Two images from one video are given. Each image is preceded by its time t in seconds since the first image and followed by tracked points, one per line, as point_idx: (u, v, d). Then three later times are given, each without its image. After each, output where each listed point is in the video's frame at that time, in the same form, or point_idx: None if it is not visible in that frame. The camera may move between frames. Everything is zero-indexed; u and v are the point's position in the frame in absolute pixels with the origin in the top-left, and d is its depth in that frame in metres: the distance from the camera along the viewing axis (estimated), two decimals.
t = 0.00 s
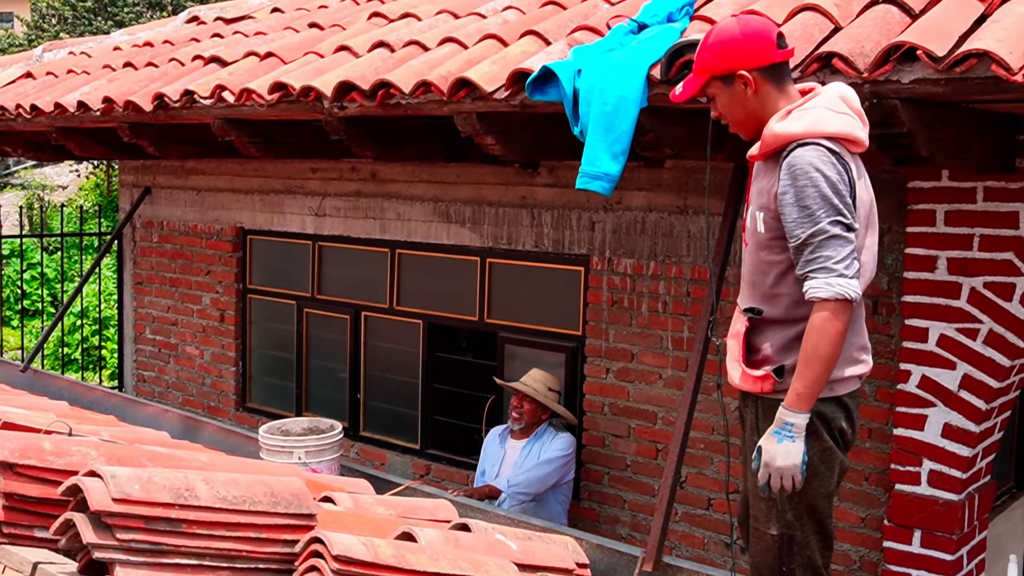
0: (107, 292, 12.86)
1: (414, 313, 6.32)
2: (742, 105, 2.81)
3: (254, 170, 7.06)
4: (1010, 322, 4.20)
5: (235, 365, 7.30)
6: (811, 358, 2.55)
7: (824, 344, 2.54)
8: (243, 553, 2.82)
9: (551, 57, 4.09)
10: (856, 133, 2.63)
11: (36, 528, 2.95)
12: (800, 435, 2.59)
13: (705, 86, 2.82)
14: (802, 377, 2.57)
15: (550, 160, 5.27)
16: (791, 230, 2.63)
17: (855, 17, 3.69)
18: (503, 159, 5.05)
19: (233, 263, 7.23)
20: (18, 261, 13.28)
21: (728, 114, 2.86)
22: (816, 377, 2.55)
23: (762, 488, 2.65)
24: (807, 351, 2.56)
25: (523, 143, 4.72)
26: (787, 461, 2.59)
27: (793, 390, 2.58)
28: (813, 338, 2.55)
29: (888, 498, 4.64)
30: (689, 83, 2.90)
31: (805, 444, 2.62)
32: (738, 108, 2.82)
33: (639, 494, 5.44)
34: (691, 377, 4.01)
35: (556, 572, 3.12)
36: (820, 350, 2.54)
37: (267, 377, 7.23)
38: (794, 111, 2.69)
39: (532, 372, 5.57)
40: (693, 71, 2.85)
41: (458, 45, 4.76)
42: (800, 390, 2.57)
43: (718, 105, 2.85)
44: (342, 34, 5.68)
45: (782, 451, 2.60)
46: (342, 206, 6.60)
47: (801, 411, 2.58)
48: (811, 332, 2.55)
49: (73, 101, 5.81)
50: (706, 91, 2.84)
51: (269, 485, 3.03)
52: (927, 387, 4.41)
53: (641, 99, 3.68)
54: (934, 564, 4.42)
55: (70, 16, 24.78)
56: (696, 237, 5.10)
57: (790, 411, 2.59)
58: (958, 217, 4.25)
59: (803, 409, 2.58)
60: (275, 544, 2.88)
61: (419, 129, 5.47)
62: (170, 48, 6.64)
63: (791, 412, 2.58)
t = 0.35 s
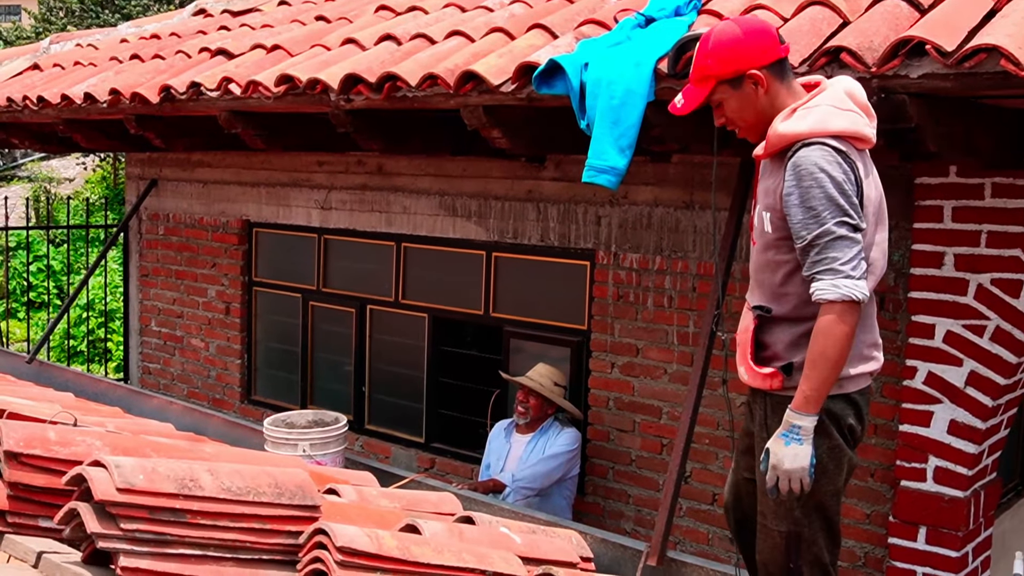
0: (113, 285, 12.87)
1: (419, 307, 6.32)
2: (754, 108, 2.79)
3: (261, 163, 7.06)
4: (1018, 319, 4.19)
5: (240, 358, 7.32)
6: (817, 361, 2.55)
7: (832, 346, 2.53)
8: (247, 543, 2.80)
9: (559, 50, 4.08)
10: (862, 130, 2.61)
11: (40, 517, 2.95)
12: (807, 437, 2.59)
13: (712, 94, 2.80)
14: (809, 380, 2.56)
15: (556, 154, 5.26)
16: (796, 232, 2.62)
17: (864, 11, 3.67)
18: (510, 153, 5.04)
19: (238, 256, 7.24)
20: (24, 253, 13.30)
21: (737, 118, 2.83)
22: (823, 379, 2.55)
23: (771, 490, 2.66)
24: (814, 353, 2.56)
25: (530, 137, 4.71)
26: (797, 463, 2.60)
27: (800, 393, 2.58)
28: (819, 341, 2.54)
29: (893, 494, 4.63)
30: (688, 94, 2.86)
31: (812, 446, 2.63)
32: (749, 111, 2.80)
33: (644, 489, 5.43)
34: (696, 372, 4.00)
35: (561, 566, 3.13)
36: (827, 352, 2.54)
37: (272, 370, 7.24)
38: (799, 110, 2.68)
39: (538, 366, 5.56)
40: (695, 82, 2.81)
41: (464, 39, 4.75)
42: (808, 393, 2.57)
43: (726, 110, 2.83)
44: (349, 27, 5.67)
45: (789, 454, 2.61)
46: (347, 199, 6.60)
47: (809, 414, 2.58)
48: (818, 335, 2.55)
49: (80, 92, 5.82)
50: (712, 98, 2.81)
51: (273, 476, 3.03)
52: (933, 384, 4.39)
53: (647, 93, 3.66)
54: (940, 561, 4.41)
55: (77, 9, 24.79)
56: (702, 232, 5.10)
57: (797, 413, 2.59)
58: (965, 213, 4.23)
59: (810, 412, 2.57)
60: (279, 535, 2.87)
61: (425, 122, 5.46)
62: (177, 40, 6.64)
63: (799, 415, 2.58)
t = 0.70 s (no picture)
0: (116, 275, 12.87)
1: (421, 298, 6.32)
2: (755, 103, 2.80)
3: (263, 153, 7.05)
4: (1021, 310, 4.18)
5: (243, 348, 7.32)
6: (825, 348, 2.53)
7: (841, 334, 2.52)
8: (248, 532, 2.80)
9: (561, 40, 4.07)
10: (858, 115, 2.60)
11: (42, 505, 2.95)
12: (814, 425, 2.58)
13: (713, 92, 2.78)
14: (816, 367, 2.55)
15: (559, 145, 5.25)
16: (798, 221, 2.61)
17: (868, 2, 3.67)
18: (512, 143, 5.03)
19: (241, 247, 7.24)
20: (27, 244, 13.31)
21: (737, 115, 2.83)
22: (831, 367, 2.54)
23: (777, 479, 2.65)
24: (822, 341, 2.54)
25: (533, 127, 4.70)
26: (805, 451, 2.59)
27: (807, 380, 2.57)
28: (826, 328, 2.53)
29: (895, 486, 4.63)
30: (683, 97, 2.82)
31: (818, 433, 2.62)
32: (750, 106, 2.81)
33: (645, 480, 5.43)
34: (698, 363, 3.99)
35: (563, 556, 3.11)
36: (837, 339, 2.52)
37: (275, 361, 7.24)
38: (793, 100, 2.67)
39: (542, 358, 5.57)
40: (693, 83, 2.78)
41: (467, 29, 4.74)
42: (815, 380, 2.55)
43: (726, 108, 2.81)
44: (352, 17, 5.66)
45: (796, 442, 2.60)
46: (349, 189, 6.59)
47: (816, 401, 2.57)
48: (826, 322, 2.53)
49: (83, 82, 5.81)
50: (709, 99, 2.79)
51: (275, 466, 3.03)
52: (936, 376, 4.38)
53: (650, 83, 3.65)
54: (941, 553, 4.41)
55: None
56: (705, 222, 5.09)
57: (804, 401, 2.58)
58: (969, 204, 4.22)
59: (818, 399, 2.57)
60: (280, 524, 2.86)
61: (428, 112, 5.45)
62: (179, 30, 6.63)
63: (806, 402, 2.57)
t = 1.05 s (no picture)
0: (113, 269, 12.86)
1: (418, 288, 6.31)
2: (723, 100, 2.81)
3: (259, 145, 7.03)
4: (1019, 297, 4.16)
5: (240, 341, 7.31)
6: (835, 322, 2.53)
7: (850, 305, 2.51)
8: (245, 523, 2.80)
9: (556, 29, 4.05)
10: (826, 92, 2.61)
11: (38, 498, 2.95)
12: (831, 399, 2.57)
13: (682, 91, 2.75)
14: (827, 342, 2.54)
15: (555, 133, 5.24)
16: (790, 204, 2.60)
17: None
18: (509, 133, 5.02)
19: (237, 239, 7.23)
20: (24, 239, 13.29)
21: (705, 114, 2.82)
22: (840, 340, 2.53)
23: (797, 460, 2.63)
24: (831, 313, 2.53)
25: (529, 117, 4.69)
26: (824, 428, 2.57)
27: (820, 356, 2.56)
28: (837, 301, 2.52)
29: (893, 473, 4.63)
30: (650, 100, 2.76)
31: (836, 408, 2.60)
32: (718, 104, 2.81)
33: (644, 469, 5.43)
34: (695, 351, 3.99)
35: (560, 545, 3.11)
36: (847, 311, 2.51)
37: (272, 353, 7.23)
38: (761, 87, 2.67)
39: (546, 350, 5.51)
40: (663, 82, 2.73)
41: (462, 18, 4.72)
42: (827, 354, 2.54)
43: (694, 107, 2.79)
44: (346, 7, 5.64)
45: (815, 418, 2.58)
46: (345, 180, 6.58)
47: (830, 375, 2.55)
48: (834, 294, 2.52)
49: (77, 75, 5.79)
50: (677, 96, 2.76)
51: (271, 456, 3.03)
52: (933, 362, 4.38)
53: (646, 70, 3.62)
54: (940, 539, 4.41)
55: None
56: (701, 211, 5.08)
57: (819, 376, 2.56)
58: (965, 190, 4.21)
59: (833, 372, 2.55)
60: (277, 514, 2.85)
61: (424, 102, 5.43)
62: (174, 22, 6.61)
63: (821, 377, 2.55)
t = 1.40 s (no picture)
0: (103, 263, 12.82)
1: (410, 279, 6.31)
2: (665, 80, 2.70)
3: (248, 137, 7.01)
4: (1009, 282, 4.17)
5: (232, 333, 7.30)
6: (808, 271, 2.46)
7: (825, 254, 2.44)
8: (238, 516, 2.79)
9: (545, 17, 4.04)
10: (773, 66, 2.60)
11: (30, 493, 2.94)
12: (807, 347, 2.47)
13: (637, 53, 2.67)
14: (804, 293, 2.46)
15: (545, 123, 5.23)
16: (754, 170, 2.54)
17: None
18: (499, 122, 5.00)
19: (228, 232, 7.21)
20: (13, 233, 13.24)
21: (645, 87, 2.71)
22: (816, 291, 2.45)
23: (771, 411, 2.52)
24: (805, 264, 2.47)
25: (518, 106, 4.68)
26: (799, 378, 2.47)
27: (799, 309, 2.47)
28: (815, 254, 2.45)
29: (886, 459, 4.64)
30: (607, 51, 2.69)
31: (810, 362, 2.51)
32: (658, 81, 2.70)
33: (637, 457, 5.44)
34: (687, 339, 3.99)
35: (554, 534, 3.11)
36: (823, 262, 2.45)
37: (264, 345, 7.22)
38: (705, 70, 2.65)
39: (542, 342, 5.52)
40: (621, 38, 2.67)
41: (451, 7, 4.70)
42: (804, 303, 2.46)
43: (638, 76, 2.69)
44: None
45: (792, 367, 2.47)
46: (335, 171, 6.56)
47: (807, 324, 2.46)
48: (808, 245, 2.46)
49: (64, 68, 5.76)
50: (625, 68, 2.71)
51: (263, 449, 3.02)
52: (924, 348, 4.39)
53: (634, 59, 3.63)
54: (932, 524, 4.43)
55: None
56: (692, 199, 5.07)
57: (797, 325, 2.47)
58: (955, 175, 4.22)
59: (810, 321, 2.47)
60: (270, 506, 2.85)
61: (413, 92, 5.41)
62: (161, 14, 6.57)
63: (798, 325, 2.46)
